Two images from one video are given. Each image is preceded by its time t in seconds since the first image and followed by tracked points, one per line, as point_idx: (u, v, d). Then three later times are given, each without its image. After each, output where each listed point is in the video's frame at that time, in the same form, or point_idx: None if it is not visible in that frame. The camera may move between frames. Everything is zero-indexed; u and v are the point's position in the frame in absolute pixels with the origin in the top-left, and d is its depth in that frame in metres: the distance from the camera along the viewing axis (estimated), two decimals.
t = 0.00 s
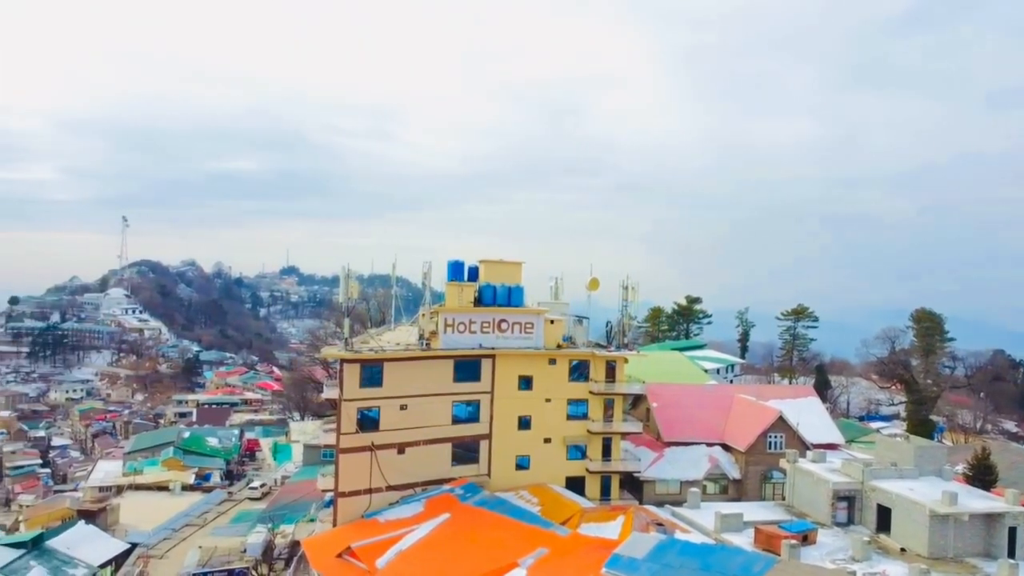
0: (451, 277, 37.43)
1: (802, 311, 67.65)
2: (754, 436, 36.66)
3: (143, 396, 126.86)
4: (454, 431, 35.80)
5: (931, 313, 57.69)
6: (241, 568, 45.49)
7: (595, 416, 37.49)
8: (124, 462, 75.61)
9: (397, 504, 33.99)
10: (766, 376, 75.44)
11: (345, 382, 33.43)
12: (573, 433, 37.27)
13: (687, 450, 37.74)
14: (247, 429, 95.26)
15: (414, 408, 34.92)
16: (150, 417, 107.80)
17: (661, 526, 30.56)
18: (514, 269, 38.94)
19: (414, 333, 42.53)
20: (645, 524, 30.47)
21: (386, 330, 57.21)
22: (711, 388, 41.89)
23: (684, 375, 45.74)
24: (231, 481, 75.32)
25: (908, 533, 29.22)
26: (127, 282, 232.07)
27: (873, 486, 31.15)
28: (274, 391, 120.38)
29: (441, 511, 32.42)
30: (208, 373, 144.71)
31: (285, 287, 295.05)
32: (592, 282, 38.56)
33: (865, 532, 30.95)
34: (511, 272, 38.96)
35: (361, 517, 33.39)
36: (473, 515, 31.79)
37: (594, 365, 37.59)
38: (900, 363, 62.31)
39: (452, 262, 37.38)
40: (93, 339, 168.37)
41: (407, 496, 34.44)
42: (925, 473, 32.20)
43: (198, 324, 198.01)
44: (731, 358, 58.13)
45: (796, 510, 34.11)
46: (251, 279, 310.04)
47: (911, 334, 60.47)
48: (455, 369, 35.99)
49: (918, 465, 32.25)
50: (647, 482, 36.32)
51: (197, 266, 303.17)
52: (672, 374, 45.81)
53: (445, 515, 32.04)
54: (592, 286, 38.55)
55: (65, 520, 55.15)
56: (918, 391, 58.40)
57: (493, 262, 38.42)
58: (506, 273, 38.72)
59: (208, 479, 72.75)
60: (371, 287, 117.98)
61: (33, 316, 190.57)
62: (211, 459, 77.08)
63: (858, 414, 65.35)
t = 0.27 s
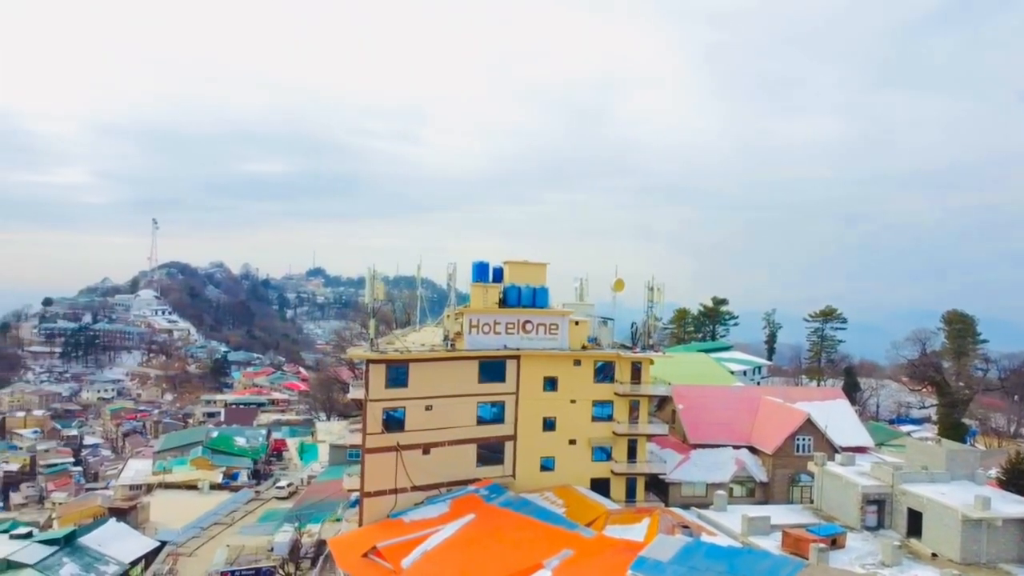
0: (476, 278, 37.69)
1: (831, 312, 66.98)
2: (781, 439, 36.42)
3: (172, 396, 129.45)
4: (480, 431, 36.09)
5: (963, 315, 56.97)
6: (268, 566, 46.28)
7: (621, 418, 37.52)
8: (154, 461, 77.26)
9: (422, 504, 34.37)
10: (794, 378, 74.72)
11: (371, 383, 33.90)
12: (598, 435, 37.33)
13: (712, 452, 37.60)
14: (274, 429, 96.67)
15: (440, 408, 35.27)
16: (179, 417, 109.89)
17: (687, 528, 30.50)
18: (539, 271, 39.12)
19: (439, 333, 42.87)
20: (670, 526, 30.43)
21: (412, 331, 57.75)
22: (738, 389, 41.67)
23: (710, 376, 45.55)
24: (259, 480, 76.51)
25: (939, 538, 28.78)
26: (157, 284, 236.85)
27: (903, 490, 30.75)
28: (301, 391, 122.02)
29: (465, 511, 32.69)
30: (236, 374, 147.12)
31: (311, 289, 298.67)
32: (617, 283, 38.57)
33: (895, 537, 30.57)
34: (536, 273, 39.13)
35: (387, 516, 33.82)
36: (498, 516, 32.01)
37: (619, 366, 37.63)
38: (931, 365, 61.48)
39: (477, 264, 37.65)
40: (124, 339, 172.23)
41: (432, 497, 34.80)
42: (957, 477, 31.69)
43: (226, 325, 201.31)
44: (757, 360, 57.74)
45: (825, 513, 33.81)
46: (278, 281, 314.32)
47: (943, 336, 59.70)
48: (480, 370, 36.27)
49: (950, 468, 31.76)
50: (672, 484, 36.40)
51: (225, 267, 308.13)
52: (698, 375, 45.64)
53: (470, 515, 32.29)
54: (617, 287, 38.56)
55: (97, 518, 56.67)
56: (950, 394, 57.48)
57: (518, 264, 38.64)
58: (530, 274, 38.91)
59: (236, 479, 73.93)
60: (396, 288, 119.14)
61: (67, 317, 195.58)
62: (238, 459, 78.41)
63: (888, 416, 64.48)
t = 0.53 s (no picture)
0: (500, 279, 37.94)
1: (860, 313, 66.03)
2: (809, 442, 36.08)
3: (200, 395, 131.82)
4: (505, 432, 36.30)
5: (996, 316, 55.69)
6: (295, 565, 46.95)
7: (646, 419, 37.46)
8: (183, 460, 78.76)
9: (447, 504, 34.67)
10: (822, 380, 73.75)
11: (397, 384, 34.30)
12: (623, 436, 37.32)
13: (739, 455, 37.35)
14: (300, 429, 97.94)
15: (465, 409, 35.56)
16: (207, 416, 111.84)
17: (713, 531, 30.37)
18: (563, 272, 39.24)
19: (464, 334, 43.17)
20: (696, 528, 30.34)
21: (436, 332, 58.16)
22: (764, 392, 41.33)
23: (736, 378, 45.24)
24: (286, 480, 77.55)
25: (972, 543, 28.26)
26: (187, 285, 241.31)
27: (934, 495, 30.28)
28: (327, 391, 123.45)
29: (490, 512, 32.92)
30: (263, 374, 149.31)
31: (337, 290, 301.85)
32: (642, 284, 38.53)
33: (926, 542, 30.10)
34: (560, 274, 39.27)
35: (412, 516, 34.16)
36: (522, 518, 32.18)
37: (644, 367, 37.59)
38: (963, 367, 60.26)
39: (501, 264, 37.91)
40: (154, 339, 175.75)
41: (457, 497, 35.08)
42: (990, 481, 31.09)
43: (254, 325, 204.40)
44: (784, 362, 57.16)
45: (853, 517, 33.42)
46: (305, 282, 318.21)
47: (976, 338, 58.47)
48: (505, 371, 36.49)
49: (983, 473, 31.17)
50: (698, 487, 36.25)
51: (252, 269, 312.66)
52: (724, 377, 45.35)
53: (494, 516, 32.52)
54: (642, 288, 38.52)
55: (128, 515, 58.01)
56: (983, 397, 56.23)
57: (543, 264, 38.85)
58: (555, 275, 39.06)
59: (263, 477, 75.00)
60: (421, 289, 120.05)
61: (99, 317, 200.15)
62: (265, 458, 79.62)
63: (919, 419, 63.32)
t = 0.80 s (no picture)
0: (525, 280, 38.15)
1: (889, 315, 64.99)
2: (838, 445, 35.71)
3: (228, 395, 134.17)
4: (529, 433, 36.49)
5: None
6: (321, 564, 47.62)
7: (671, 421, 37.37)
8: (210, 459, 80.22)
9: (472, 505, 34.95)
10: (850, 382, 72.68)
11: (422, 384, 34.68)
12: (648, 438, 37.28)
13: (766, 458, 37.07)
14: (326, 429, 99.15)
15: (489, 410, 35.83)
16: (234, 416, 113.81)
17: (740, 534, 30.21)
18: (588, 273, 39.33)
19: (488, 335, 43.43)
20: (723, 532, 30.23)
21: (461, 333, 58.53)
22: (792, 394, 40.95)
23: (763, 380, 44.86)
24: (312, 479, 78.57)
25: (1005, 549, 27.71)
26: (215, 286, 245.58)
27: (966, 499, 29.77)
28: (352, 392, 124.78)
29: (515, 513, 33.13)
30: (290, 374, 151.40)
31: (363, 291, 304.63)
32: (667, 285, 38.43)
33: (958, 547, 29.60)
34: (585, 275, 39.35)
35: (437, 517, 34.50)
36: (547, 519, 32.33)
37: (669, 369, 37.52)
38: (997, 370, 58.96)
39: (526, 265, 38.12)
40: (183, 340, 179.18)
41: (482, 498, 35.35)
42: None
43: (280, 326, 207.30)
44: (812, 364, 56.51)
45: (883, 522, 32.98)
46: (331, 283, 321.75)
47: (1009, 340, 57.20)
48: (530, 372, 36.68)
49: (1017, 477, 30.54)
50: (724, 490, 36.06)
51: (279, 270, 316.96)
52: (750, 379, 44.98)
53: (519, 517, 32.72)
54: (668, 289, 38.43)
55: (157, 513, 59.40)
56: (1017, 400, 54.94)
57: (567, 266, 38.99)
58: (579, 276, 39.16)
59: (290, 477, 76.06)
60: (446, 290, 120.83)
61: (130, 318, 204.68)
62: (291, 457, 80.77)
63: (950, 423, 62.09)
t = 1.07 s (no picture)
0: (548, 280, 38.33)
1: (917, 316, 63.96)
2: (864, 447, 35.35)
3: (253, 395, 136.08)
4: (552, 433, 36.63)
5: None
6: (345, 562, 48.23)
7: (695, 422, 37.27)
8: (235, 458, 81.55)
9: (494, 505, 35.19)
10: (877, 384, 71.66)
11: (444, 384, 34.99)
12: (671, 439, 37.22)
13: (790, 460, 36.80)
14: (349, 429, 100.16)
15: (512, 410, 36.04)
16: (259, 416, 115.42)
17: (764, 537, 30.05)
18: (611, 273, 39.36)
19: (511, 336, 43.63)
20: (747, 534, 30.11)
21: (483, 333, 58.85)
22: (817, 395, 40.58)
23: (788, 381, 44.49)
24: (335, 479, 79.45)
25: None
26: (240, 287, 248.92)
27: (997, 503, 29.30)
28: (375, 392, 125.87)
29: (537, 514, 33.30)
30: (313, 374, 153.15)
31: (385, 291, 306.89)
32: (691, 286, 38.33)
33: (989, 552, 29.14)
34: (608, 275, 39.41)
35: (460, 516, 34.80)
36: (570, 520, 32.46)
37: (693, 369, 37.45)
38: None
39: (549, 266, 38.30)
40: (209, 340, 182.14)
41: (505, 498, 35.57)
42: None
43: (304, 326, 209.72)
44: (838, 366, 55.90)
45: (911, 525, 32.58)
46: (354, 284, 324.65)
47: None
48: (552, 373, 36.83)
49: None
50: (748, 492, 35.88)
51: (303, 271, 320.56)
52: (775, 380, 44.65)
53: (542, 518, 32.88)
54: (691, 289, 38.33)
55: (183, 511, 60.50)
56: None
57: (590, 266, 39.08)
58: (602, 277, 39.23)
59: (314, 476, 77.00)
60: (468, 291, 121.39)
61: (157, 318, 208.39)
62: (315, 457, 81.77)
63: (980, 426, 60.94)
